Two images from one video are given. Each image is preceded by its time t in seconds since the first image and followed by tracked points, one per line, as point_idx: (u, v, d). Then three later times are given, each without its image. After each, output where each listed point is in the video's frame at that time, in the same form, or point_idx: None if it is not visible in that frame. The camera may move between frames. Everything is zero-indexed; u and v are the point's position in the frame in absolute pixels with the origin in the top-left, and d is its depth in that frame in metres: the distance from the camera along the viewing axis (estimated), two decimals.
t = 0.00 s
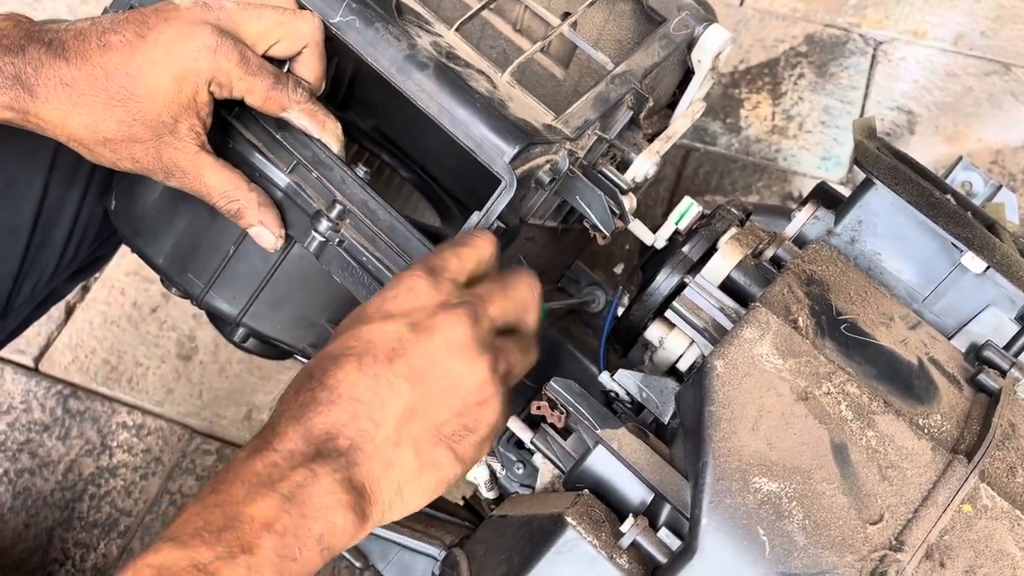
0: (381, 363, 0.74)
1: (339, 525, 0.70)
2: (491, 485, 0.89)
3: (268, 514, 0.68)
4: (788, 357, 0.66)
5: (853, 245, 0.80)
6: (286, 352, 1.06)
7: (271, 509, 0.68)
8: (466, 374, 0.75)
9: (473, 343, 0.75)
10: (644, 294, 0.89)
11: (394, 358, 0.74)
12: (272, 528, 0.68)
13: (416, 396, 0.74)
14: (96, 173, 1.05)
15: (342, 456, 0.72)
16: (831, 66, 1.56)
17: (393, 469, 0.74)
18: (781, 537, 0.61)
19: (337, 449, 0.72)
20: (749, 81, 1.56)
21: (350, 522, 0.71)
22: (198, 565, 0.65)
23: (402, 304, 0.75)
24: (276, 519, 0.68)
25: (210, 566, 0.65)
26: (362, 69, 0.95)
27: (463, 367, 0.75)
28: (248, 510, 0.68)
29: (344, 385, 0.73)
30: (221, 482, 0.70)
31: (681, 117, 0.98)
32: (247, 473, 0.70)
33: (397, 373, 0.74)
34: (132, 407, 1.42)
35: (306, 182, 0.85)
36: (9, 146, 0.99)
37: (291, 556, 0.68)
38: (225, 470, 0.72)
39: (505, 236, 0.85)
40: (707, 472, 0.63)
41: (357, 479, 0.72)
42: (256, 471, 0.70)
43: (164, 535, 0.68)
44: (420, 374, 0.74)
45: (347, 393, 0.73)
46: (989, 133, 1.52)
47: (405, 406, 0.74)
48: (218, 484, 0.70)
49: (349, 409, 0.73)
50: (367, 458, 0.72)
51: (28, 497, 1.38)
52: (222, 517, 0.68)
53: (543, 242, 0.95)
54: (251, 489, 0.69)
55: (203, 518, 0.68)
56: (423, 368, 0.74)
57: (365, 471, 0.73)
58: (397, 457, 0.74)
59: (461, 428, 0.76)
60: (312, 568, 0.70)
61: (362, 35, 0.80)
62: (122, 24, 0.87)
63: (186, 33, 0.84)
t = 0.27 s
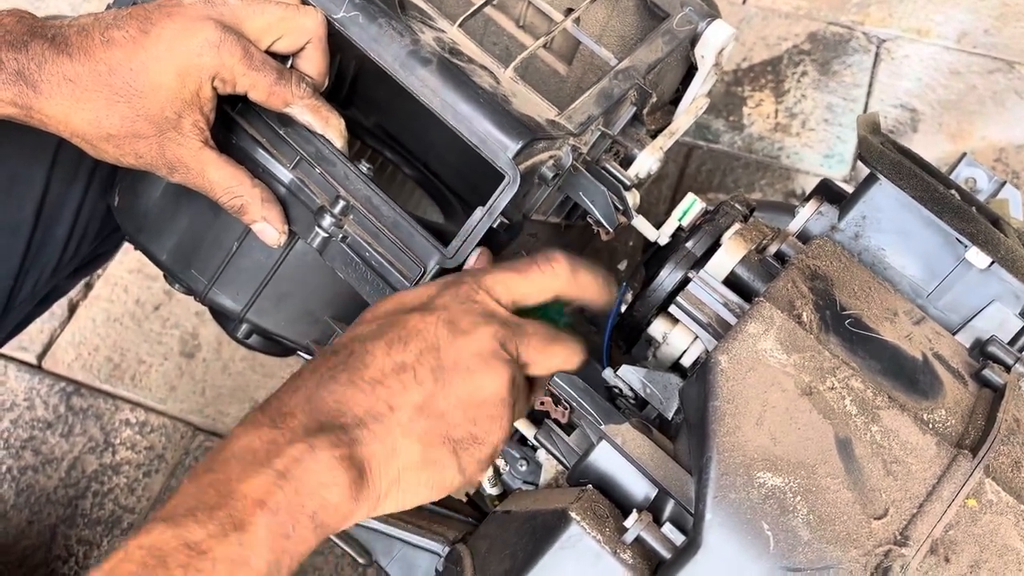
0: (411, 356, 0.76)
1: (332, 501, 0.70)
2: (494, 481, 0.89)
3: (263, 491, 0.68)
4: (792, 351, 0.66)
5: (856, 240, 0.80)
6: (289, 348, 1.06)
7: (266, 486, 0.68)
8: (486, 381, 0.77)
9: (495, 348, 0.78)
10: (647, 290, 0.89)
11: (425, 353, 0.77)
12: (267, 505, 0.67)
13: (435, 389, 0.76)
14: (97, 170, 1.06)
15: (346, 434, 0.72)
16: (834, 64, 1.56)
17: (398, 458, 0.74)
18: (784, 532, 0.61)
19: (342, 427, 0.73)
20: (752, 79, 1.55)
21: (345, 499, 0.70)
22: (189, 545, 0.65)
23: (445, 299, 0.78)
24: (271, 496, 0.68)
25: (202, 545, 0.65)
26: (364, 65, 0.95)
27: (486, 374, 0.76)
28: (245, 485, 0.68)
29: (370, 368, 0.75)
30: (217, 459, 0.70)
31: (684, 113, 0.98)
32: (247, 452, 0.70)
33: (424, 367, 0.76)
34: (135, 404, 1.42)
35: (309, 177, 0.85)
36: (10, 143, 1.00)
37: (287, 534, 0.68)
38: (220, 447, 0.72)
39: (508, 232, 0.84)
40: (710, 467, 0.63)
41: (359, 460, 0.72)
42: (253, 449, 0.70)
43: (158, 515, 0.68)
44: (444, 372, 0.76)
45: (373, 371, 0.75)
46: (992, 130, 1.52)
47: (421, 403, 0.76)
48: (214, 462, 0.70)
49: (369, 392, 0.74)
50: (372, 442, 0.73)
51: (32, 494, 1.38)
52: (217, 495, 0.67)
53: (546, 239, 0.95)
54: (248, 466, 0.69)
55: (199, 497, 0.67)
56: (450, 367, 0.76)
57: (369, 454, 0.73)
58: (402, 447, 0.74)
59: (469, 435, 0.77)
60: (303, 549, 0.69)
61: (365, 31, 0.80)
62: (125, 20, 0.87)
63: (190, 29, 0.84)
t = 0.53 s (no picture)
0: (407, 391, 0.75)
1: (356, 549, 0.72)
2: (498, 476, 0.89)
3: (288, 539, 0.70)
4: (795, 346, 0.66)
5: (859, 236, 0.80)
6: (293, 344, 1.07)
7: (291, 534, 0.70)
8: (485, 406, 0.77)
9: (489, 373, 0.76)
10: (650, 286, 0.89)
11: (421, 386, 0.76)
12: (293, 553, 0.70)
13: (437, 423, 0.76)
14: (104, 167, 1.06)
15: (360, 480, 0.74)
16: (836, 63, 1.56)
17: (410, 493, 0.76)
18: (787, 525, 0.62)
19: (355, 474, 0.74)
20: (754, 77, 1.56)
21: (363, 543, 0.73)
22: None
23: (425, 329, 0.75)
24: (296, 544, 0.70)
25: None
26: (367, 63, 0.95)
27: (485, 401, 0.77)
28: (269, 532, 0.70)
29: (368, 407, 0.75)
30: (243, 495, 0.73)
31: (687, 110, 0.96)
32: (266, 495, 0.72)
33: (416, 401, 0.76)
34: (139, 402, 1.42)
35: (313, 173, 0.85)
36: (18, 140, 0.99)
37: None
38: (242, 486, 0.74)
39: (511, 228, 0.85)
40: (714, 461, 0.63)
41: (373, 500, 0.74)
42: (273, 492, 0.72)
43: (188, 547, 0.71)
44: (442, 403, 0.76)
45: (367, 412, 0.75)
46: (994, 129, 1.52)
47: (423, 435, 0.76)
48: (239, 503, 0.73)
49: (370, 433, 0.75)
50: (384, 480, 0.75)
51: (36, 491, 1.39)
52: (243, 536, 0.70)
53: (549, 235, 0.95)
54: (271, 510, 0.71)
55: (227, 536, 0.70)
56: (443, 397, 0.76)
57: (383, 496, 0.75)
58: (413, 482, 0.76)
59: (472, 456, 0.79)
60: None
61: (369, 27, 0.80)
62: (132, 16, 0.87)
63: (196, 25, 0.84)
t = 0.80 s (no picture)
0: (412, 355, 0.76)
1: (336, 499, 0.69)
2: (502, 475, 0.89)
3: (269, 488, 0.67)
4: (798, 344, 0.67)
5: (861, 236, 0.81)
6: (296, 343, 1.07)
7: (273, 484, 0.67)
8: (488, 378, 0.78)
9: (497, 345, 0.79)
10: (653, 286, 0.90)
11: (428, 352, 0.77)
12: (273, 502, 0.66)
13: (437, 389, 0.76)
14: (109, 167, 1.06)
15: (351, 433, 0.72)
16: (838, 63, 1.57)
17: (401, 456, 0.75)
18: (790, 522, 0.62)
19: (349, 428, 0.72)
20: (756, 77, 1.56)
21: (348, 497, 0.70)
22: (199, 543, 0.63)
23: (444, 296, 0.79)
24: (276, 494, 0.66)
25: (210, 543, 0.63)
26: (371, 64, 0.95)
27: (487, 370, 0.78)
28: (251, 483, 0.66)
29: (375, 366, 0.75)
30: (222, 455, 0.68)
31: (689, 111, 0.97)
32: (251, 447, 0.69)
33: (426, 365, 0.77)
34: (143, 401, 1.43)
35: (318, 172, 0.86)
36: (23, 140, 1.00)
37: (290, 530, 0.67)
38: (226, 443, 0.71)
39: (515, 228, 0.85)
40: (718, 458, 0.64)
41: (362, 459, 0.72)
42: (259, 445, 0.69)
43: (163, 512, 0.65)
44: (446, 370, 0.77)
45: (375, 370, 0.75)
46: (995, 129, 1.53)
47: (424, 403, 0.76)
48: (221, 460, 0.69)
49: (373, 388, 0.74)
50: (379, 443, 0.73)
51: (40, 489, 1.39)
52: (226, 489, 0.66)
53: (552, 235, 0.96)
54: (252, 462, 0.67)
55: (205, 493, 0.66)
56: (453, 361, 0.77)
57: (372, 456, 0.73)
58: (407, 449, 0.75)
59: (473, 431, 0.78)
60: (306, 551, 0.69)
61: (374, 28, 0.81)
62: (139, 17, 0.88)
63: (203, 26, 0.85)
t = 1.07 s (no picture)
0: (423, 373, 0.77)
1: (356, 522, 0.72)
2: (501, 471, 0.89)
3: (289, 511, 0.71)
4: (794, 340, 0.67)
5: (858, 234, 0.81)
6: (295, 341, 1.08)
7: (293, 507, 0.71)
8: (499, 391, 0.79)
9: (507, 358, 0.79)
10: (651, 284, 0.90)
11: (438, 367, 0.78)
12: (292, 524, 0.71)
13: (449, 404, 0.78)
14: (108, 165, 1.07)
15: (372, 456, 0.75)
16: (837, 63, 1.57)
17: (420, 473, 0.77)
18: (786, 517, 0.62)
19: (369, 449, 0.75)
20: (755, 77, 1.56)
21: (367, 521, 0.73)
22: (218, 562, 0.69)
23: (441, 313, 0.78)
24: (296, 516, 0.71)
25: (230, 564, 0.69)
26: (370, 63, 0.96)
27: (498, 384, 0.79)
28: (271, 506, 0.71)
29: (387, 387, 0.76)
30: (241, 475, 0.74)
31: (687, 110, 0.98)
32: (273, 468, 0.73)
33: (439, 384, 0.77)
34: (144, 400, 1.43)
35: (317, 172, 0.86)
36: (23, 138, 1.00)
37: (310, 553, 0.71)
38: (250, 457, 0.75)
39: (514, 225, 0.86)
40: (714, 454, 0.64)
41: (382, 481, 0.74)
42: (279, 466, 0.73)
43: (186, 530, 0.72)
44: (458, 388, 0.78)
45: (389, 393, 0.76)
46: (994, 128, 1.53)
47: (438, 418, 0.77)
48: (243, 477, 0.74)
49: (388, 411, 0.76)
50: (397, 461, 0.75)
51: (42, 488, 1.40)
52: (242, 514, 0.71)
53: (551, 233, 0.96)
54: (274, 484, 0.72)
55: (224, 515, 0.72)
56: (464, 380, 0.78)
57: (392, 475, 0.75)
58: (423, 465, 0.77)
59: (483, 442, 0.80)
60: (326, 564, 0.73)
61: (374, 27, 0.81)
62: (140, 17, 0.89)
63: (204, 26, 0.85)
